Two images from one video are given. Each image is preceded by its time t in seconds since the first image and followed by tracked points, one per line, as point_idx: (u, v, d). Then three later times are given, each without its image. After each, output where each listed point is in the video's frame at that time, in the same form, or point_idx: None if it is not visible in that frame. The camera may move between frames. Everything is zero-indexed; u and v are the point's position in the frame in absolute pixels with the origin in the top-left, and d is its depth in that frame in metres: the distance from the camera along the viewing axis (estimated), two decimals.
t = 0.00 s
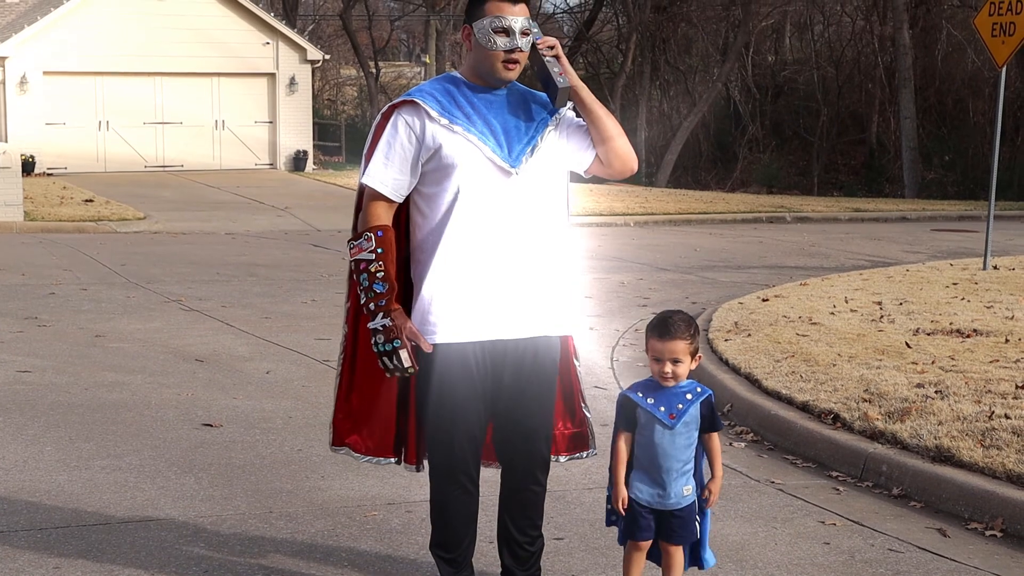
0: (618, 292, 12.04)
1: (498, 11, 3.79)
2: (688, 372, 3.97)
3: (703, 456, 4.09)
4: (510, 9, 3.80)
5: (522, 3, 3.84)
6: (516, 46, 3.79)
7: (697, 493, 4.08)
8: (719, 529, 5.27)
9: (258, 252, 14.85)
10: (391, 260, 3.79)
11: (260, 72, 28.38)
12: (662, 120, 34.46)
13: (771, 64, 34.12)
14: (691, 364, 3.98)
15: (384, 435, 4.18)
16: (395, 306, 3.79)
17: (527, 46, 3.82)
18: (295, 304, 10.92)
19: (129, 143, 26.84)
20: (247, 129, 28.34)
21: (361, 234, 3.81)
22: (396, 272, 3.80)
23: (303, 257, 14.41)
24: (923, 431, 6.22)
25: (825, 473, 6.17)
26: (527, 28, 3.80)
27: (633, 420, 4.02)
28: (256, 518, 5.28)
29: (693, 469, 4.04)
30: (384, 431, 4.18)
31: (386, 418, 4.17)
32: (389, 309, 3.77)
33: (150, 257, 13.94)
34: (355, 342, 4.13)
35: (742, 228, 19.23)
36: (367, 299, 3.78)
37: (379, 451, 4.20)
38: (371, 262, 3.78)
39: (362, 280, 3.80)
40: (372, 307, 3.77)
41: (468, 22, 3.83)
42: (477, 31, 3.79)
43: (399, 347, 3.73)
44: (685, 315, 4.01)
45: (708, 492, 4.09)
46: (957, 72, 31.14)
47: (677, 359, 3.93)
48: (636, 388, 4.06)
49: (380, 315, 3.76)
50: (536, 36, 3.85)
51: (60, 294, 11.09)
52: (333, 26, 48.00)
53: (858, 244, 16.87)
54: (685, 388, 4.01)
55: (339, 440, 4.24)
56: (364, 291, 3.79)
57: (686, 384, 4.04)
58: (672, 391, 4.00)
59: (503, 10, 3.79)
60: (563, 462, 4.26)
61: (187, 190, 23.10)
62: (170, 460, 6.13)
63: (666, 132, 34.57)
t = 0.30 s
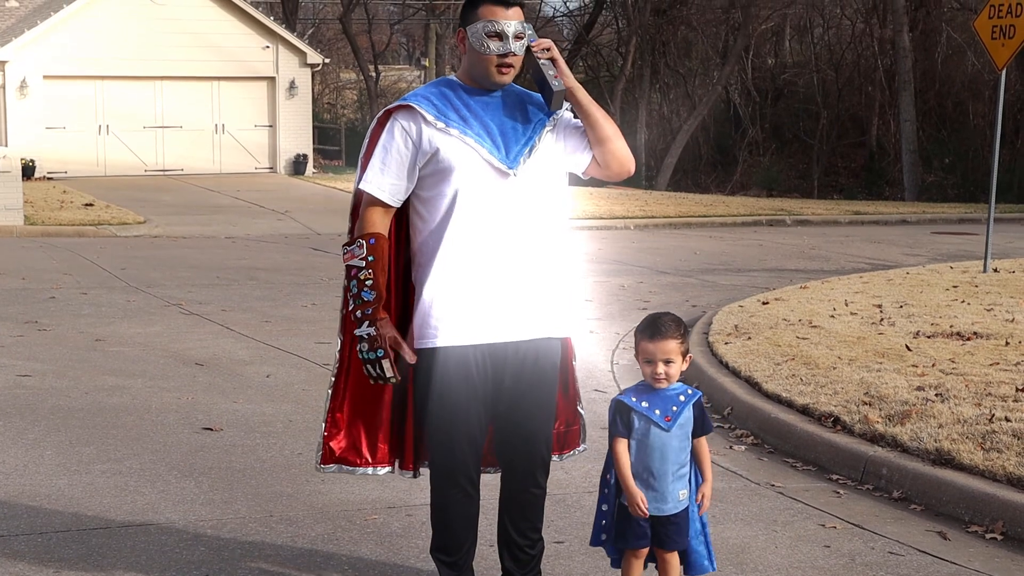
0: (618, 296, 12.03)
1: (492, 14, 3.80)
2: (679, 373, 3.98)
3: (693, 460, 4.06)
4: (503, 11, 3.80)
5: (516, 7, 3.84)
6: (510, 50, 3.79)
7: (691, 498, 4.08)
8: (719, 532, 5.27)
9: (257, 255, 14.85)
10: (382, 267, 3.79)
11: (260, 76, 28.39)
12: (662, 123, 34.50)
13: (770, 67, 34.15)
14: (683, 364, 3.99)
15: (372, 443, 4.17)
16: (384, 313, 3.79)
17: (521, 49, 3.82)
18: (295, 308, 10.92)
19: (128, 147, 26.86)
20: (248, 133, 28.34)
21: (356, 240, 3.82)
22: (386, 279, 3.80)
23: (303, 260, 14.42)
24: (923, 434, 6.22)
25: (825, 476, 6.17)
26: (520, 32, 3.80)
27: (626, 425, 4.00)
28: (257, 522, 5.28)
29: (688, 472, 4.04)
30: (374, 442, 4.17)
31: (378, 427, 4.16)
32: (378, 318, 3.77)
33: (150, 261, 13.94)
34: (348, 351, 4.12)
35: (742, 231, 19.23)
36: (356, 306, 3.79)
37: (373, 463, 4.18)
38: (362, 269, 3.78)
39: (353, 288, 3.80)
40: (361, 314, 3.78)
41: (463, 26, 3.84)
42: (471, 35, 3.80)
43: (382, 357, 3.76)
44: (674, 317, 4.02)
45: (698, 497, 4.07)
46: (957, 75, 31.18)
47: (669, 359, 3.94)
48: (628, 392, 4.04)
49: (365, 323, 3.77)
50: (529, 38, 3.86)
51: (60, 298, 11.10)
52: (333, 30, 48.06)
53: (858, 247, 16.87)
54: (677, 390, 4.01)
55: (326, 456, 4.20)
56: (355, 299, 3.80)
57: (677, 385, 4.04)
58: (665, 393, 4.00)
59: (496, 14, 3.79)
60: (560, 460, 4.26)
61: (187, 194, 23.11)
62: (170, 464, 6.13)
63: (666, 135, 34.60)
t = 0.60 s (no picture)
0: (617, 304, 12.03)
1: (488, 25, 3.80)
2: (669, 383, 3.98)
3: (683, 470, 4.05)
4: (500, 23, 3.81)
5: (514, 17, 3.85)
6: (506, 61, 3.80)
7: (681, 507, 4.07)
8: (720, 541, 5.26)
9: (257, 264, 14.85)
10: (376, 282, 3.78)
11: (259, 84, 28.40)
12: (661, 131, 34.56)
13: (770, 75, 34.21)
14: (672, 373, 4.00)
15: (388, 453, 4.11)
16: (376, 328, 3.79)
17: (517, 60, 3.83)
18: (295, 317, 10.92)
19: (129, 156, 26.89)
20: (248, 142, 28.35)
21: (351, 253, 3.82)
22: (380, 295, 3.79)
23: (303, 269, 14.42)
24: (923, 442, 6.22)
25: (826, 485, 6.16)
26: (517, 43, 3.80)
27: (617, 435, 4.01)
28: (256, 531, 5.27)
29: (679, 481, 4.04)
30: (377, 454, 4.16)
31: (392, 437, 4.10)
32: (371, 333, 3.77)
33: (149, 270, 13.94)
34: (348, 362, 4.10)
35: (741, 240, 19.23)
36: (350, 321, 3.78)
37: (387, 474, 4.12)
38: (356, 283, 3.77)
39: (348, 302, 3.80)
40: (354, 330, 3.78)
41: (459, 37, 3.85)
42: (467, 46, 3.80)
43: (371, 372, 3.79)
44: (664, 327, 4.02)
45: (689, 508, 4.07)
46: (956, 82, 31.24)
47: (659, 368, 3.94)
48: (617, 402, 4.04)
49: (357, 337, 3.78)
50: (526, 49, 3.86)
51: (60, 307, 11.09)
52: (333, 38, 48.16)
53: (857, 255, 16.86)
54: (667, 399, 4.01)
55: (344, 470, 4.12)
56: (349, 313, 3.80)
57: (667, 395, 4.04)
58: (656, 402, 3.99)
59: (493, 25, 3.80)
60: (561, 470, 4.23)
61: (186, 202, 23.10)
62: (170, 473, 6.12)
63: (665, 142, 34.65)
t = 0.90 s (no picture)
0: (617, 317, 12.05)
1: (481, 40, 3.83)
2: (659, 394, 3.98)
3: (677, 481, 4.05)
4: (493, 37, 3.83)
5: (508, 31, 3.87)
6: (499, 75, 3.82)
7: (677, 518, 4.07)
8: (719, 554, 5.25)
9: (257, 277, 14.86)
10: (376, 293, 3.78)
11: (259, 97, 28.45)
12: (660, 144, 34.65)
13: (769, 88, 34.32)
14: (662, 384, 3.99)
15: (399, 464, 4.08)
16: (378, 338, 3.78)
17: (511, 74, 3.84)
18: (294, 329, 10.92)
19: (129, 170, 26.94)
20: (248, 155, 28.40)
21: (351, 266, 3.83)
22: (379, 306, 3.79)
23: (302, 282, 14.43)
24: (922, 455, 6.22)
25: (825, 497, 6.16)
26: (510, 55, 3.82)
27: (612, 448, 4.00)
28: (255, 544, 5.27)
29: (674, 491, 4.04)
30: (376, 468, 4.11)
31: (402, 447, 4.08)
32: (373, 343, 3.76)
33: (148, 283, 13.96)
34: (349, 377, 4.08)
35: (741, 253, 19.25)
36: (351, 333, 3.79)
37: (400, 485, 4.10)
38: (356, 295, 3.78)
39: (348, 314, 3.80)
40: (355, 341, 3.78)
41: (453, 50, 3.88)
42: (461, 60, 3.83)
43: (376, 384, 3.78)
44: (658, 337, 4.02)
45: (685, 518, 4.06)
46: (955, 95, 31.37)
47: (649, 380, 3.93)
48: (609, 414, 4.03)
49: (360, 350, 3.77)
50: (521, 62, 3.87)
51: (59, 319, 11.10)
52: (333, 51, 48.30)
53: (857, 268, 16.86)
54: (658, 410, 4.01)
55: (357, 482, 4.09)
56: (351, 325, 3.80)
57: (657, 406, 4.03)
58: (647, 413, 3.99)
59: (486, 39, 3.82)
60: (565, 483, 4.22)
61: (185, 215, 23.12)
62: (169, 486, 6.11)
63: (664, 155, 34.78)
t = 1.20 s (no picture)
0: (616, 325, 12.06)
1: (478, 45, 3.83)
2: (658, 400, 3.99)
3: (679, 488, 4.04)
4: (490, 42, 3.84)
5: (504, 36, 3.87)
6: (496, 80, 3.83)
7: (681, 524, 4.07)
8: (718, 562, 5.25)
9: (256, 285, 14.86)
10: (375, 302, 3.78)
11: (257, 105, 28.47)
12: (659, 152, 34.72)
13: (767, 96, 34.45)
14: (661, 391, 4.00)
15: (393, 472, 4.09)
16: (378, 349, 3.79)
17: (508, 79, 3.85)
18: (293, 337, 10.92)
19: (127, 178, 26.94)
20: (246, 163, 28.41)
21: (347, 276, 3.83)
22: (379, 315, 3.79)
23: (301, 290, 14.42)
24: (921, 463, 6.21)
25: (824, 505, 6.16)
26: (507, 60, 3.83)
27: (614, 456, 3.99)
28: (254, 552, 5.26)
29: (677, 498, 4.04)
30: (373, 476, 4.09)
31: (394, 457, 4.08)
32: (373, 353, 3.77)
33: (146, 291, 13.95)
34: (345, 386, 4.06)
35: (740, 260, 19.25)
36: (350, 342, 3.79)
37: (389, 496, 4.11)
38: (354, 304, 3.77)
39: (346, 323, 3.80)
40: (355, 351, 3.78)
41: (448, 57, 3.88)
42: (457, 66, 3.83)
43: (378, 393, 3.78)
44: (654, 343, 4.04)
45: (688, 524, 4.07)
46: (954, 104, 31.54)
47: (648, 386, 3.94)
48: (609, 422, 4.03)
49: (360, 359, 3.77)
50: (517, 67, 3.89)
51: (57, 328, 11.10)
52: (332, 59, 48.35)
53: (855, 276, 16.86)
54: (657, 416, 4.02)
55: (347, 489, 4.11)
56: (349, 334, 3.80)
57: (655, 412, 4.04)
58: (646, 420, 4.00)
59: (482, 44, 3.83)
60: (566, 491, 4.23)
61: (184, 223, 23.12)
62: (167, 494, 6.11)
63: (663, 163, 34.90)
